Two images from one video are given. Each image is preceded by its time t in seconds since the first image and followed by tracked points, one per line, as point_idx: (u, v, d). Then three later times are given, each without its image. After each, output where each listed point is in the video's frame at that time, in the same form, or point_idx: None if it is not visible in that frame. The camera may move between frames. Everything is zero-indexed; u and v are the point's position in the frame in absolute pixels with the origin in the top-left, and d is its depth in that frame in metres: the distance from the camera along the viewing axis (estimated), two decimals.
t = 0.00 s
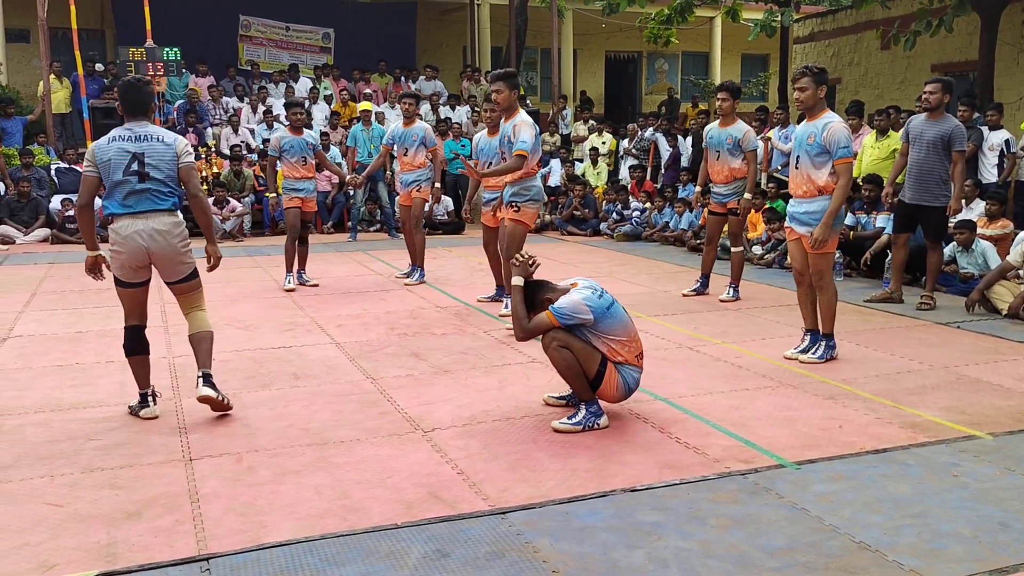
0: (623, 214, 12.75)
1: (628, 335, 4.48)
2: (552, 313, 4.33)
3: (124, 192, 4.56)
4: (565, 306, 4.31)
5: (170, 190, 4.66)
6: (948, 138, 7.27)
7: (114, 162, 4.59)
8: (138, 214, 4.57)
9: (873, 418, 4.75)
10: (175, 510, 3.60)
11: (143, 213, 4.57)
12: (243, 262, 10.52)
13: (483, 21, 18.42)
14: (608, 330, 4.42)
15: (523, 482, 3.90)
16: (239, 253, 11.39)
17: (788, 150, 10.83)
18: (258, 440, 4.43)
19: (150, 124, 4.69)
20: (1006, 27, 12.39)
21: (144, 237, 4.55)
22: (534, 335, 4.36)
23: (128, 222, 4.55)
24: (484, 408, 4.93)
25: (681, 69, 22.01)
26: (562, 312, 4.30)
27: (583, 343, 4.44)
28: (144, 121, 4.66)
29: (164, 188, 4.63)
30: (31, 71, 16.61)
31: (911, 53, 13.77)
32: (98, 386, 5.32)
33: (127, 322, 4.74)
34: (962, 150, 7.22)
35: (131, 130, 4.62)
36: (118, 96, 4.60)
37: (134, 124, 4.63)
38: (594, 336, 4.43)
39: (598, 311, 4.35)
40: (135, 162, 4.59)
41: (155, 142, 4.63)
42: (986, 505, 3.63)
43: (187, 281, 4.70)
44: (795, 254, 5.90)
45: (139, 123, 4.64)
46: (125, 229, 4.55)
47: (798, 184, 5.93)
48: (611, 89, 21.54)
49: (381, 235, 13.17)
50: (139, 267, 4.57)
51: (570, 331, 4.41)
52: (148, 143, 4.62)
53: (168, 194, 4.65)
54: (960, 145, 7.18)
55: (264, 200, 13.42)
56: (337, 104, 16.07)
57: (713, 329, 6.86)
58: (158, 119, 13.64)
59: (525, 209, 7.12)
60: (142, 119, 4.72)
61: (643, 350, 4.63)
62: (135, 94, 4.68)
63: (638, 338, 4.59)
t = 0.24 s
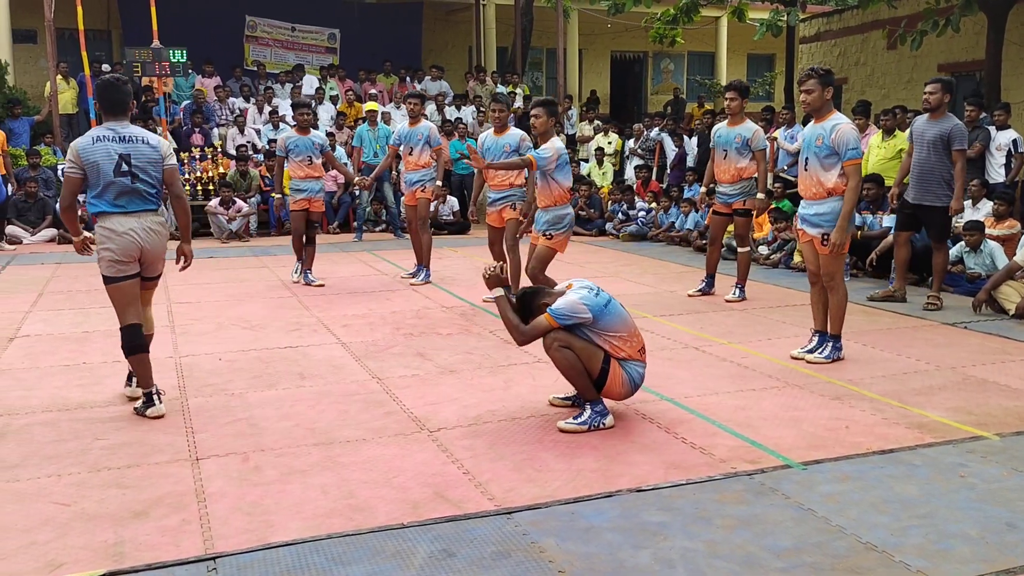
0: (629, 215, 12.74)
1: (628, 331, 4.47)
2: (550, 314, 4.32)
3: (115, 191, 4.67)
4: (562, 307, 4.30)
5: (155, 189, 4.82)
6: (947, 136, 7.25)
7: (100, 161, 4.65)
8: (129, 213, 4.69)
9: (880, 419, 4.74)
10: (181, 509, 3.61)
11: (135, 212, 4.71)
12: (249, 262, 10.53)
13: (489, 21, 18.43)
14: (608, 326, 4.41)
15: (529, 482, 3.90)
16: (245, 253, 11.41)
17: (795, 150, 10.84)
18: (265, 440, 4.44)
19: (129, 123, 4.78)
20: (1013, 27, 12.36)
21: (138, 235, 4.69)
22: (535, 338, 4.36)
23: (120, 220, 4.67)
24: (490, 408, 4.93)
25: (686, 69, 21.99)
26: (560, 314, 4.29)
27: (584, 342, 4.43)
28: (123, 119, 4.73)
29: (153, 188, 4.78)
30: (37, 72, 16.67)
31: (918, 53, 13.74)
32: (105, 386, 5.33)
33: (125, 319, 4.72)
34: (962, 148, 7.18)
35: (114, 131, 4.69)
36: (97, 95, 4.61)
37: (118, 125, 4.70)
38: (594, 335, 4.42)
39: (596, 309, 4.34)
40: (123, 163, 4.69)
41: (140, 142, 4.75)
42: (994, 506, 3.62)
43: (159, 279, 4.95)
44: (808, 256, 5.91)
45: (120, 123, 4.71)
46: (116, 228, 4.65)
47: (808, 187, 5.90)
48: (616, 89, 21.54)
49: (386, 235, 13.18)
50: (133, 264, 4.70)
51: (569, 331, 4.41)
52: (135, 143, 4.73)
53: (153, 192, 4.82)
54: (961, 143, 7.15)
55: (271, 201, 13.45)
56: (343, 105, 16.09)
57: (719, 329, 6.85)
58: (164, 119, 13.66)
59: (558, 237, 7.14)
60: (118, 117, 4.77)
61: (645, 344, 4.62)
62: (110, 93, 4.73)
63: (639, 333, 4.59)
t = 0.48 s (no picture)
0: (635, 214, 12.73)
1: (627, 327, 4.46)
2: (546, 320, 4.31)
3: (102, 192, 4.78)
4: (558, 309, 4.30)
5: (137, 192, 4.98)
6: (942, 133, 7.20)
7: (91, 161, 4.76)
8: (115, 213, 4.84)
9: (888, 419, 4.72)
10: (188, 508, 3.62)
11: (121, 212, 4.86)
12: (256, 262, 10.55)
13: (495, 21, 18.43)
14: (606, 324, 4.41)
15: (535, 482, 3.90)
16: (252, 253, 11.40)
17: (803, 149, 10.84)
18: (272, 439, 4.44)
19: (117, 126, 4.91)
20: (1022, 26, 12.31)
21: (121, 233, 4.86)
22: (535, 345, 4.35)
23: (106, 220, 4.80)
24: (496, 408, 4.93)
25: (693, 69, 21.97)
26: (557, 317, 4.29)
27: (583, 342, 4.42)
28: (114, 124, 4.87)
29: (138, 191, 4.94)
30: (45, 72, 16.73)
31: (926, 52, 13.71)
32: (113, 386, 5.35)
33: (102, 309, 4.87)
34: (956, 144, 7.08)
35: (107, 132, 4.81)
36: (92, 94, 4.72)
37: (111, 127, 4.82)
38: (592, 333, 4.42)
39: (591, 309, 4.33)
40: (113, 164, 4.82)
41: (131, 146, 4.89)
42: (1002, 507, 3.60)
43: (134, 276, 5.11)
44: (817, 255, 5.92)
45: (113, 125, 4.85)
46: (102, 227, 4.78)
47: (817, 186, 5.89)
48: (622, 88, 21.51)
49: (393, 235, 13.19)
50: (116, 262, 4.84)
51: (567, 333, 4.40)
52: (126, 147, 4.87)
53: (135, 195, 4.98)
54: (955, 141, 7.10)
55: (278, 201, 13.47)
56: (349, 104, 16.12)
57: (726, 329, 6.84)
58: (172, 119, 13.69)
59: (587, 220, 7.37)
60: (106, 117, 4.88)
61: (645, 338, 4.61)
62: (100, 94, 4.86)
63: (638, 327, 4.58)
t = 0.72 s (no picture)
0: (642, 214, 12.71)
1: (622, 289, 4.45)
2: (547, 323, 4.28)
3: (91, 189, 4.97)
4: (552, 308, 4.26)
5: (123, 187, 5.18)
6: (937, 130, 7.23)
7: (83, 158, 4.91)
8: (104, 210, 5.03)
9: (896, 419, 4.71)
10: (196, 507, 3.63)
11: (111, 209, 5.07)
12: (264, 262, 10.57)
13: (502, 20, 18.42)
14: (603, 296, 4.40)
15: (543, 481, 3.90)
16: (260, 253, 11.42)
17: (810, 149, 10.83)
18: (280, 438, 4.45)
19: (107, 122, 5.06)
20: None
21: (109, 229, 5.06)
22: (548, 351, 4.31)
23: (94, 215, 4.99)
24: (503, 408, 4.93)
25: (700, 68, 21.93)
26: (555, 315, 4.25)
27: (589, 324, 4.41)
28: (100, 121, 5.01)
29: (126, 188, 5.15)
30: (54, 73, 16.79)
31: (935, 51, 13.66)
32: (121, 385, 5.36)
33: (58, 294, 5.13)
34: (945, 139, 7.20)
35: (99, 131, 4.96)
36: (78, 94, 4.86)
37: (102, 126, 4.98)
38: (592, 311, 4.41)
39: (582, 291, 4.31)
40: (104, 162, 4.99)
41: (121, 144, 5.07)
42: (1011, 507, 3.59)
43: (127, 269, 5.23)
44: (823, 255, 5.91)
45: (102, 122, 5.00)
46: (91, 223, 4.98)
47: (824, 185, 5.87)
48: (630, 87, 21.48)
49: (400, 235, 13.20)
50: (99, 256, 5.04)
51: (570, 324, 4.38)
52: (117, 145, 5.04)
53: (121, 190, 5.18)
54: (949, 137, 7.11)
55: (285, 200, 13.48)
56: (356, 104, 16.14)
57: (734, 329, 6.82)
58: (180, 119, 13.72)
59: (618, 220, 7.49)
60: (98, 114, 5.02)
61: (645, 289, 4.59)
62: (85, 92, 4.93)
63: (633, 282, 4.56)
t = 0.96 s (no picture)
0: (649, 213, 12.70)
1: (617, 249, 4.42)
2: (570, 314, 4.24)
3: (71, 194, 5.07)
4: (566, 298, 4.21)
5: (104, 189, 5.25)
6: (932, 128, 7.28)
7: (63, 164, 5.00)
8: (84, 211, 5.12)
9: (904, 418, 4.69)
10: (204, 507, 3.63)
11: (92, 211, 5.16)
12: (271, 262, 10.59)
13: (509, 19, 18.42)
14: (604, 262, 4.38)
15: (550, 481, 3.89)
16: (267, 252, 11.45)
17: (818, 148, 10.82)
18: (287, 438, 4.46)
19: (83, 127, 5.12)
20: None
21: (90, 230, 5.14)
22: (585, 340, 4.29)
23: (73, 218, 5.09)
24: (510, 407, 4.93)
25: (707, 67, 21.89)
26: (573, 303, 4.21)
27: (607, 297, 4.39)
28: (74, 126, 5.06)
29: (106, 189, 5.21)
30: (62, 73, 16.86)
31: (943, 50, 13.61)
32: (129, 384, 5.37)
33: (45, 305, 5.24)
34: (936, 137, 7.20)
35: (74, 136, 5.03)
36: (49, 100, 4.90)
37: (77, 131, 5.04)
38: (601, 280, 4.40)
39: (584, 269, 4.27)
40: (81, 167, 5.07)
41: (97, 147, 5.13)
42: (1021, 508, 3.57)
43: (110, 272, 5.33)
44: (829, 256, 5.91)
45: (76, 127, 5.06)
46: (71, 225, 5.08)
47: (832, 184, 5.86)
48: (636, 87, 21.48)
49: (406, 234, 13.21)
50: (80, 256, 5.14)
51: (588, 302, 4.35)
52: (92, 148, 5.11)
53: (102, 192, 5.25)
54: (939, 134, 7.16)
55: (292, 200, 13.50)
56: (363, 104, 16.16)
57: (741, 329, 6.81)
58: (187, 120, 13.75)
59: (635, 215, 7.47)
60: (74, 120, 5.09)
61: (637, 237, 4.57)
62: (55, 99, 4.93)
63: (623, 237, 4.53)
